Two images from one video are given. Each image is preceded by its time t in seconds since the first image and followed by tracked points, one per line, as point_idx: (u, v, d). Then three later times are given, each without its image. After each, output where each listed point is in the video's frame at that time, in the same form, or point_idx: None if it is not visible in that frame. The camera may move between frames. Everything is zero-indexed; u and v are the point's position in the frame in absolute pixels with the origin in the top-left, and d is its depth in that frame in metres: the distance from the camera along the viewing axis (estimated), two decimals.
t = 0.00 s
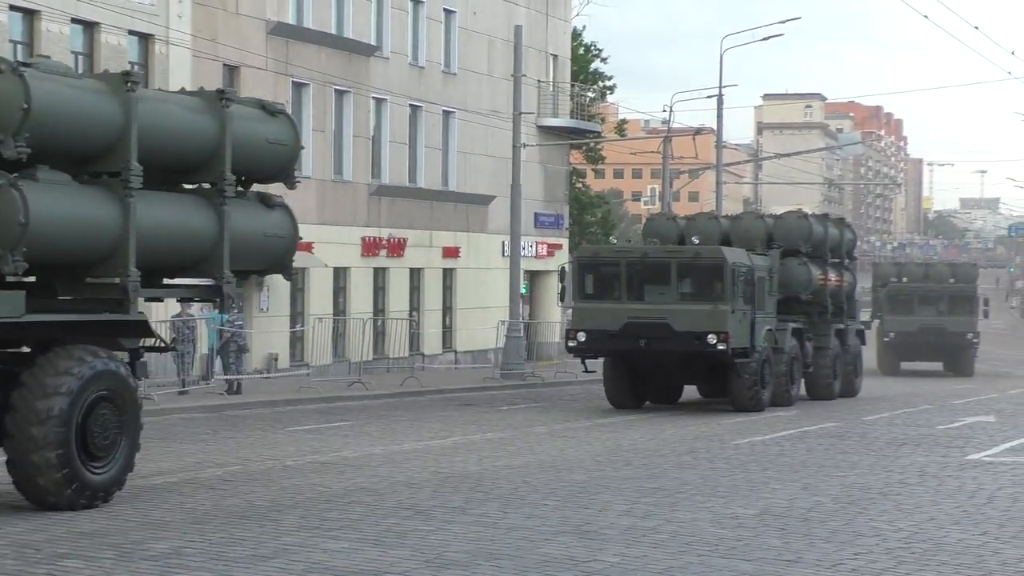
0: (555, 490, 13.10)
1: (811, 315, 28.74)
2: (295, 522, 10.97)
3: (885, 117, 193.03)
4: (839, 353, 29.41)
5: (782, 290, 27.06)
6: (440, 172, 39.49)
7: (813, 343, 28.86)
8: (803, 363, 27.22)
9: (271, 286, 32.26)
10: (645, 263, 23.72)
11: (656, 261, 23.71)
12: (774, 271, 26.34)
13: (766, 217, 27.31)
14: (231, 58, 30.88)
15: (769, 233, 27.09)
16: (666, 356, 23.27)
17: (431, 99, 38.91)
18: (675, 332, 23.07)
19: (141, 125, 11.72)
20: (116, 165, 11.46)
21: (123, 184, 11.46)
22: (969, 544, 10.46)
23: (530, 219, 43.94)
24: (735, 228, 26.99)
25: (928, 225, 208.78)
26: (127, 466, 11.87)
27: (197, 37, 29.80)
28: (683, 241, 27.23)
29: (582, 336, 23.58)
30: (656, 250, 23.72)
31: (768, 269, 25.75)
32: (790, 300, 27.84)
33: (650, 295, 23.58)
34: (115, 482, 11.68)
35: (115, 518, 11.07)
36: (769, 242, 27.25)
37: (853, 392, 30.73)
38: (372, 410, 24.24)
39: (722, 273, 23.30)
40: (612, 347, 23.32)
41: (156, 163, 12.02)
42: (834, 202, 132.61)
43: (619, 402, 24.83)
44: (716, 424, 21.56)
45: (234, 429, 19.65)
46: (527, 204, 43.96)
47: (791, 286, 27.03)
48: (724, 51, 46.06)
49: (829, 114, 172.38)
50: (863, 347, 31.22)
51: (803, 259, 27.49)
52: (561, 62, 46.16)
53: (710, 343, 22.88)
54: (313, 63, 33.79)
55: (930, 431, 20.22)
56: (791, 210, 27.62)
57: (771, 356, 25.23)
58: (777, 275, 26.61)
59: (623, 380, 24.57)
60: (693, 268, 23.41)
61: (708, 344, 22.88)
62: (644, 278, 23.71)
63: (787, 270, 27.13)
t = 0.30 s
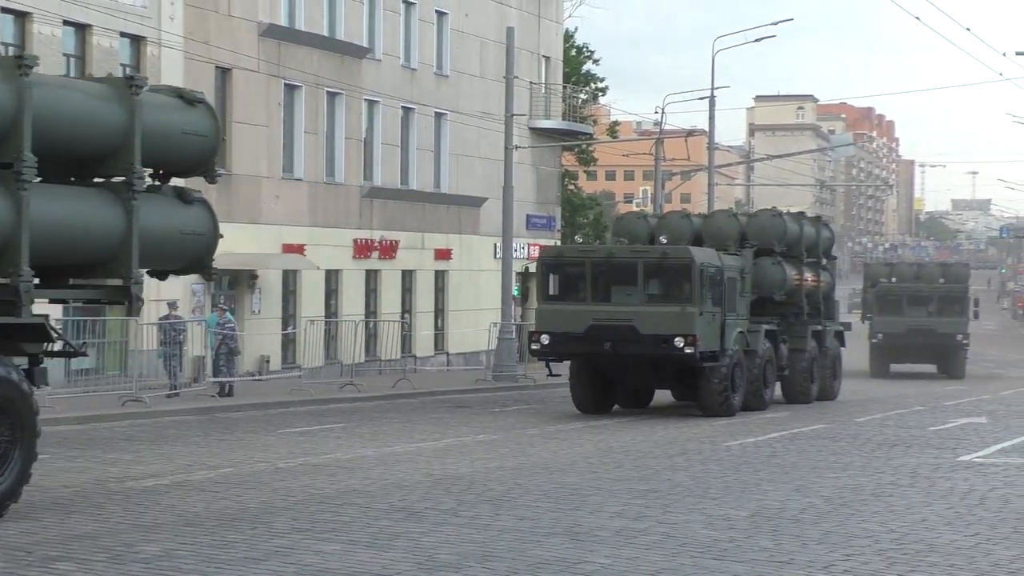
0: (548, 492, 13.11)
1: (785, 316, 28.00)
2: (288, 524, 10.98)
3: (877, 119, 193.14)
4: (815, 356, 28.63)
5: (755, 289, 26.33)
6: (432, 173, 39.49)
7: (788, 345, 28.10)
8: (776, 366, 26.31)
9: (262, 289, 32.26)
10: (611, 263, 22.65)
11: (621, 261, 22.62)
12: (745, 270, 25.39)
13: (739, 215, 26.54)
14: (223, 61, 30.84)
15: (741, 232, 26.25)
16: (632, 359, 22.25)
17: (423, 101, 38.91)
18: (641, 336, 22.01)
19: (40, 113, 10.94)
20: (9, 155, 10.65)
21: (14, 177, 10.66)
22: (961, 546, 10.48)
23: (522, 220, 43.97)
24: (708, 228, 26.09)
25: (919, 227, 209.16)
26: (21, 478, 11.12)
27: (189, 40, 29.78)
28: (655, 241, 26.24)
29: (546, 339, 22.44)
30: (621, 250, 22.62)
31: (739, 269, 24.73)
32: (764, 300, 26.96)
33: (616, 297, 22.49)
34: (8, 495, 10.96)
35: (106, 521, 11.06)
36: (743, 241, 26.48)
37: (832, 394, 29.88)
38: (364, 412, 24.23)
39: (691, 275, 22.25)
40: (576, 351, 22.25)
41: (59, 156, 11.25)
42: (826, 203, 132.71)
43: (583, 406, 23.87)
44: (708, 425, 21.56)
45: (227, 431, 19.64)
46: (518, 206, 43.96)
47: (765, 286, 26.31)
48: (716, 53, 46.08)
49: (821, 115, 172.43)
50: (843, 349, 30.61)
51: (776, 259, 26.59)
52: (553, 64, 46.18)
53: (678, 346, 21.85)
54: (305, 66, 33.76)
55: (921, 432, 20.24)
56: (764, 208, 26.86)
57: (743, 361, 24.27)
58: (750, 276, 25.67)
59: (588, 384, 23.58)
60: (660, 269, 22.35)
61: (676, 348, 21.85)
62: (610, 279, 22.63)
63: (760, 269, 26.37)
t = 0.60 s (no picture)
0: (538, 493, 13.11)
1: (759, 316, 26.77)
2: (278, 526, 10.96)
3: (868, 119, 193.33)
4: (791, 357, 27.58)
5: (726, 288, 25.25)
6: (423, 175, 39.49)
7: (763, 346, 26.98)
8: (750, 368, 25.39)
9: (253, 291, 32.25)
10: (574, 262, 21.87)
11: (583, 260, 21.84)
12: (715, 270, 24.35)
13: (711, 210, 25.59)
14: (214, 62, 30.79)
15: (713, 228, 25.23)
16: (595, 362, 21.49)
17: (414, 102, 38.89)
18: (604, 338, 21.22)
19: None
20: None
21: None
22: (952, 546, 10.49)
23: (512, 221, 44.00)
24: (678, 225, 25.09)
25: (909, 227, 209.60)
26: None
27: (179, 41, 29.75)
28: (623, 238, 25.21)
29: (506, 341, 21.72)
30: (583, 249, 21.87)
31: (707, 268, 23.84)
32: (737, 300, 25.94)
33: (579, 297, 21.72)
34: None
35: (96, 523, 11.04)
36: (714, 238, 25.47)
37: (807, 397, 28.91)
38: (355, 414, 24.22)
39: (655, 274, 21.47)
40: (537, 353, 21.49)
41: None
42: (817, 204, 132.82)
43: (549, 410, 23.20)
44: (698, 426, 21.56)
45: (217, 433, 19.65)
46: (509, 207, 43.95)
47: (736, 284, 25.23)
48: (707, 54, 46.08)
49: (812, 116, 172.53)
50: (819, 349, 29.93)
51: (748, 258, 25.59)
52: (544, 65, 46.18)
53: (642, 347, 21.07)
54: (295, 67, 33.72)
55: (912, 433, 20.24)
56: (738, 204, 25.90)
57: (713, 362, 23.43)
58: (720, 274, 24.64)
59: (554, 387, 22.96)
60: (624, 268, 21.59)
61: (640, 350, 21.07)
62: (571, 278, 21.86)
63: (732, 268, 25.31)
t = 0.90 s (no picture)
0: (533, 495, 13.11)
1: (735, 317, 25.98)
2: (272, 528, 10.96)
3: (861, 122, 193.54)
4: (767, 360, 26.85)
5: (699, 289, 24.50)
6: (417, 177, 39.50)
7: (738, 349, 26.19)
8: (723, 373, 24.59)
9: (247, 293, 32.26)
10: (537, 261, 21.09)
11: (547, 260, 21.05)
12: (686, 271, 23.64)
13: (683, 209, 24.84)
14: (208, 63, 30.75)
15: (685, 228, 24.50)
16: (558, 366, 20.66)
17: (408, 104, 38.88)
18: (567, 340, 20.40)
19: None
20: None
21: None
22: (946, 548, 10.49)
23: (506, 223, 44.01)
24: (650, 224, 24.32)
25: (902, 228, 209.81)
26: None
27: (173, 43, 29.72)
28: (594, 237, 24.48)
29: (467, 343, 20.87)
30: (547, 248, 21.09)
31: (678, 268, 23.13)
32: (710, 302, 25.15)
33: (543, 298, 20.91)
34: None
35: (90, 525, 11.04)
36: (686, 238, 24.74)
37: (785, 401, 28.14)
38: (348, 415, 24.21)
39: (621, 273, 20.69)
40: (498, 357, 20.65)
41: None
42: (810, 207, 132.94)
43: (514, 416, 22.39)
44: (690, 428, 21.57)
45: (211, 435, 19.65)
46: (503, 208, 43.96)
47: (709, 285, 24.49)
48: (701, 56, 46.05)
49: (806, 118, 172.62)
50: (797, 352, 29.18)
51: (722, 259, 24.85)
52: (538, 67, 46.19)
53: (607, 349, 20.26)
54: (289, 68, 33.71)
55: (905, 435, 20.25)
56: (711, 202, 25.14)
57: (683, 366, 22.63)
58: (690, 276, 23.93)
59: (522, 395, 22.17)
60: (590, 268, 20.80)
61: (605, 352, 20.25)
62: (535, 279, 21.08)
63: (704, 268, 24.58)
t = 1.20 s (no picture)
0: (526, 499, 13.10)
1: (709, 321, 25.74)
2: (265, 532, 10.94)
3: (856, 127, 193.65)
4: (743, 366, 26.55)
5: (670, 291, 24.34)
6: (411, 181, 39.49)
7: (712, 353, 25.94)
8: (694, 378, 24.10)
9: (241, 296, 32.25)
10: (498, 264, 20.59)
11: (509, 262, 20.54)
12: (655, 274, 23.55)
13: (653, 209, 24.62)
14: (201, 67, 30.73)
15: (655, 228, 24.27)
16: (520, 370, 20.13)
17: (402, 107, 38.87)
18: (528, 345, 19.86)
19: None
20: None
21: None
22: (939, 552, 10.49)
23: (500, 227, 44.01)
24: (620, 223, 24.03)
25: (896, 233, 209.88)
26: None
27: (167, 47, 29.70)
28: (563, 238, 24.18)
29: (426, 348, 20.41)
30: (508, 249, 20.58)
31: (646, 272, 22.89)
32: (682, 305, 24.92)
33: (505, 301, 20.40)
34: None
35: (83, 530, 11.02)
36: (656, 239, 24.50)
37: (760, 407, 27.89)
38: (341, 419, 24.18)
39: (585, 275, 20.13)
40: (458, 362, 20.15)
41: None
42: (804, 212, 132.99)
43: (480, 424, 21.91)
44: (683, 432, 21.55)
45: (204, 439, 19.61)
46: (497, 212, 43.95)
47: (681, 287, 24.36)
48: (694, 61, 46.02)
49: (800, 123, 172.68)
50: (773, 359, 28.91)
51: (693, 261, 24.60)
52: (532, 71, 46.19)
53: (570, 354, 19.70)
54: (283, 72, 33.70)
55: (897, 439, 20.24)
56: (681, 202, 24.91)
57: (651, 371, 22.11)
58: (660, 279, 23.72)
59: (487, 403, 21.69)
60: (553, 270, 20.24)
61: (568, 357, 19.70)
62: (497, 282, 20.58)
63: (676, 271, 24.43)
